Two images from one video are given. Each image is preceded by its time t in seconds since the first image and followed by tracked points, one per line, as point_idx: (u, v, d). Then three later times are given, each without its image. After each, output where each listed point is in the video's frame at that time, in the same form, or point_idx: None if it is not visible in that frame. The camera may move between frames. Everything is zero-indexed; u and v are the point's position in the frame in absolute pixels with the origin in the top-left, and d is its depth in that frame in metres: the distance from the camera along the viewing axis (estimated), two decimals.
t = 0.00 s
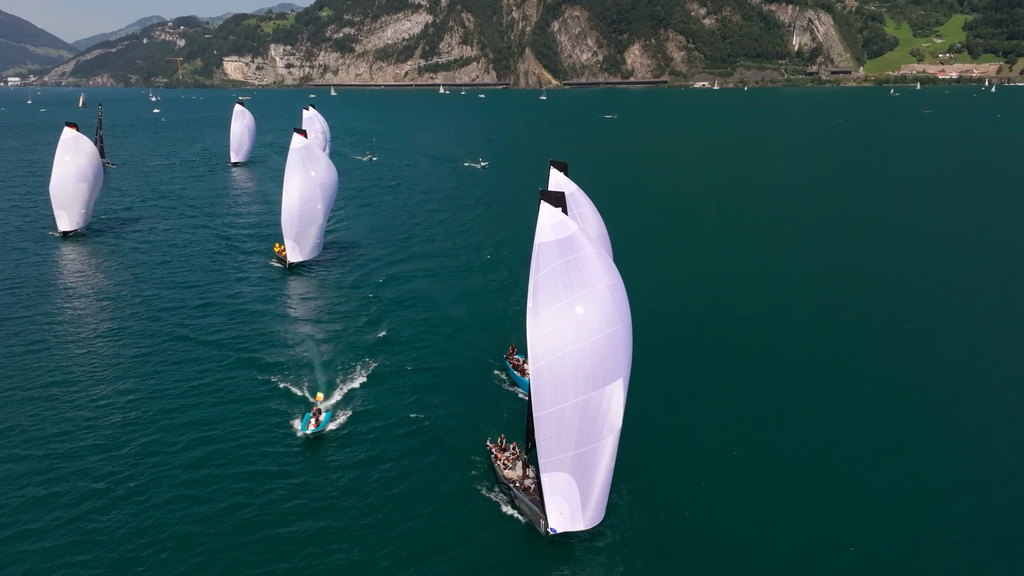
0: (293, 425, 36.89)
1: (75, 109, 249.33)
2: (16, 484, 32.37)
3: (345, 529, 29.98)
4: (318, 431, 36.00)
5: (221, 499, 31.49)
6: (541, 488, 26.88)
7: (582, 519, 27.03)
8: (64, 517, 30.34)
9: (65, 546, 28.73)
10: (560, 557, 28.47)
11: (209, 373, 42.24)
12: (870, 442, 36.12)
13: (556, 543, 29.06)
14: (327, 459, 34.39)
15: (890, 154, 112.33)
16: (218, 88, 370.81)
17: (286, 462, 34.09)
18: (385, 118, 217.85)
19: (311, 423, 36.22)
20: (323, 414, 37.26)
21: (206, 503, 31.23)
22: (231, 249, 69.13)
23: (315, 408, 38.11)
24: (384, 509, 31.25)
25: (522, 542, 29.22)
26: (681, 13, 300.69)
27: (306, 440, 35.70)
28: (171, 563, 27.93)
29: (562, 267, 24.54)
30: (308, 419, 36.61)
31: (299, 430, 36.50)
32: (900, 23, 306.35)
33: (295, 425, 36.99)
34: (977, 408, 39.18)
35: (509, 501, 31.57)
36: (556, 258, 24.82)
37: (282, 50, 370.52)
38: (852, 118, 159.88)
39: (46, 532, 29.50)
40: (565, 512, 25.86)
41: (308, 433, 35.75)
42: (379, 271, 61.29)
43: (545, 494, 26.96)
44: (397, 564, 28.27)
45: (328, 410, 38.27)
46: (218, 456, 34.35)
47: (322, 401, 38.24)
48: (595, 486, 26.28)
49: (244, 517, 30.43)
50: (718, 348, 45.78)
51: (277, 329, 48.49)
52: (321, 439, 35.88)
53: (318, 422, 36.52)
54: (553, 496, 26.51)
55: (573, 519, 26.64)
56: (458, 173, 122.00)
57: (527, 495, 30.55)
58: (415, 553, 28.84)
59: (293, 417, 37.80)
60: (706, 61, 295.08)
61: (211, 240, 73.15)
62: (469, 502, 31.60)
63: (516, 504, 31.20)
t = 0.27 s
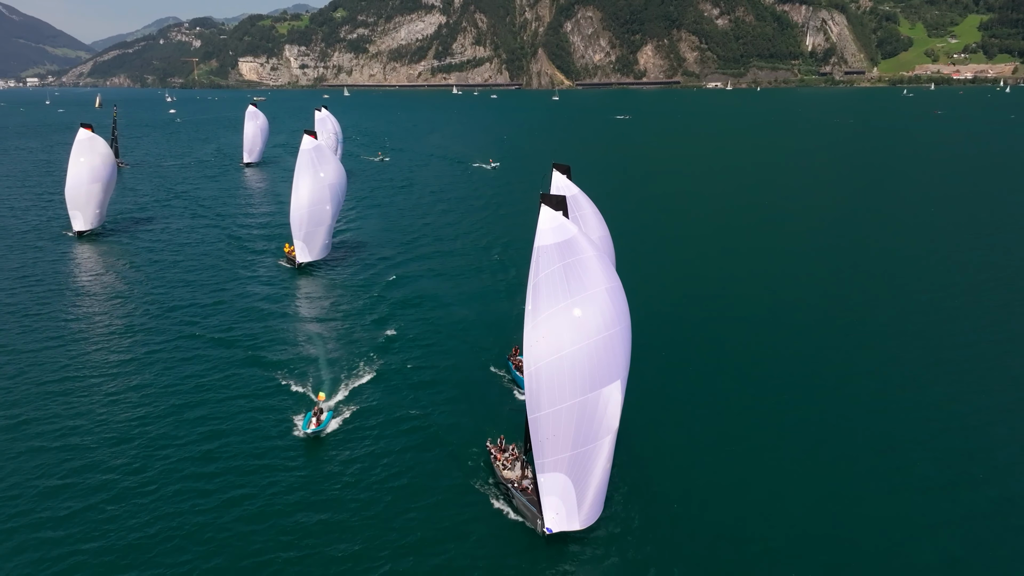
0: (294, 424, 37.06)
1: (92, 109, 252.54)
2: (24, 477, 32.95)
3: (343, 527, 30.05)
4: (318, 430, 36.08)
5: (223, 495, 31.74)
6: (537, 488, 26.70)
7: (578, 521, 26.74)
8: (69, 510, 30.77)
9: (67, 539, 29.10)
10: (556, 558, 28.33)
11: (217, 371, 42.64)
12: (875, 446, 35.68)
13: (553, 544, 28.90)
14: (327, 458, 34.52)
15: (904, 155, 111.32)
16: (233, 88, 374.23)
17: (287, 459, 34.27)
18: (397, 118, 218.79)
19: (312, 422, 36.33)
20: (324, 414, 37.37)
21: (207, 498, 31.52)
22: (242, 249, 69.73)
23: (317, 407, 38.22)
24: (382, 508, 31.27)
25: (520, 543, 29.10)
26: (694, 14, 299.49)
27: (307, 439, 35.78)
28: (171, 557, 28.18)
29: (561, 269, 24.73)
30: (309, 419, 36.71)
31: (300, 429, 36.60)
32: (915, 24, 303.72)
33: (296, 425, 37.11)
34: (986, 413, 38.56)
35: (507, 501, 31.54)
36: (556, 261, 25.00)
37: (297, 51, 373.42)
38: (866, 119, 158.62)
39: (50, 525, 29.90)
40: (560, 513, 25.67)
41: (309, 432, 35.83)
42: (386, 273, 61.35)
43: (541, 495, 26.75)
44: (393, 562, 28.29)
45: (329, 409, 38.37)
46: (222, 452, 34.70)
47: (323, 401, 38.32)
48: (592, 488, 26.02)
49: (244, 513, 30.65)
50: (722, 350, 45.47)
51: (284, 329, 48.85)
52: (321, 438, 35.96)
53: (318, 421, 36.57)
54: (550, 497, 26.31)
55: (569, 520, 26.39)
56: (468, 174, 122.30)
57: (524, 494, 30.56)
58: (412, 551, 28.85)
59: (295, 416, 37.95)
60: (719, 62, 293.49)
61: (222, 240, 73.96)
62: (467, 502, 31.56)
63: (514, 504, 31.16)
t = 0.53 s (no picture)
0: (295, 424, 37.13)
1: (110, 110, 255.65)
2: (33, 471, 33.45)
3: (341, 524, 30.10)
4: (318, 429, 36.07)
5: (224, 491, 31.95)
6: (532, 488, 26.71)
7: (573, 521, 26.80)
8: (74, 504, 31.14)
9: (70, 533, 29.44)
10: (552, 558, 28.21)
11: (224, 370, 43.03)
12: (878, 449, 35.21)
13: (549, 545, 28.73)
14: (327, 457, 34.55)
15: (918, 156, 110.23)
16: (248, 89, 377.42)
17: (288, 457, 34.39)
18: (410, 119, 219.63)
19: (312, 421, 36.33)
20: (325, 413, 37.38)
21: (209, 494, 31.76)
22: (251, 250, 70.26)
23: (317, 407, 38.25)
24: (382, 506, 31.30)
25: (515, 543, 28.99)
26: (707, 14, 298.18)
27: (307, 438, 35.82)
28: (170, 553, 28.37)
29: (560, 271, 24.82)
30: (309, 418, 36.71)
31: (300, 429, 36.63)
32: (930, 24, 300.79)
33: (297, 425, 37.13)
34: (994, 417, 37.91)
35: (505, 502, 31.35)
36: (555, 263, 25.08)
37: (311, 52, 375.92)
38: (880, 120, 157.17)
39: (55, 519, 30.26)
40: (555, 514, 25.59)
41: (309, 431, 35.82)
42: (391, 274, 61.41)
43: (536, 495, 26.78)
44: (388, 561, 28.24)
45: (330, 409, 38.40)
46: (225, 449, 34.99)
47: (323, 400, 38.33)
48: (586, 489, 26.09)
49: (244, 510, 30.80)
50: (727, 351, 45.11)
51: (291, 328, 49.19)
52: (320, 438, 35.95)
53: (318, 421, 36.51)
54: (545, 497, 26.34)
55: (564, 521, 26.46)
56: (478, 175, 122.50)
57: (521, 496, 30.16)
58: (409, 551, 28.82)
59: (296, 416, 38.03)
60: (732, 62, 292.07)
61: (234, 240, 74.71)
62: (466, 502, 31.50)
63: (512, 505, 30.96)
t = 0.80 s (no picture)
0: (294, 424, 37.27)
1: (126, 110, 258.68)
2: (39, 466, 33.93)
3: (338, 522, 30.18)
4: (316, 430, 36.13)
5: (225, 488, 32.17)
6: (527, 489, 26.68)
7: (567, 522, 26.78)
8: (78, 499, 31.56)
9: (73, 527, 29.81)
10: (546, 560, 28.07)
11: (229, 368, 43.45)
12: (880, 453, 34.81)
13: (544, 547, 28.54)
14: (326, 455, 34.66)
15: (931, 157, 109.24)
16: (263, 89, 380.59)
17: (287, 456, 34.54)
18: (422, 120, 220.44)
19: (310, 422, 36.40)
20: (324, 414, 37.46)
21: (209, 491, 31.99)
22: (260, 250, 70.78)
23: (316, 406, 38.37)
24: (379, 505, 31.34)
25: (511, 544, 28.89)
26: (720, 14, 296.92)
27: (305, 438, 35.94)
28: (170, 549, 28.60)
29: (557, 274, 24.90)
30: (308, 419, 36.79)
31: (298, 429, 36.72)
32: (944, 24, 298.05)
33: (295, 425, 37.21)
34: (1000, 422, 37.35)
35: (502, 504, 31.12)
36: (552, 265, 25.15)
37: (324, 52, 378.46)
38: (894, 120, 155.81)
39: (59, 513, 30.67)
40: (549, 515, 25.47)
41: (307, 432, 35.89)
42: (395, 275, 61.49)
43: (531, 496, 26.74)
44: (384, 559, 28.28)
45: (329, 409, 38.49)
46: (228, 447, 35.28)
47: (322, 401, 38.38)
48: (580, 490, 26.07)
49: (244, 506, 31.01)
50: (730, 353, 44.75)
51: (297, 327, 49.55)
52: (318, 438, 36.00)
53: (317, 421, 36.69)
54: (539, 498, 26.30)
55: (558, 522, 26.44)
56: (488, 175, 122.70)
57: (518, 497, 29.68)
58: (403, 550, 28.80)
59: (295, 415, 38.17)
60: (745, 62, 290.74)
61: (245, 240, 75.41)
62: (462, 502, 31.44)
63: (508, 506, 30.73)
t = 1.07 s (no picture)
0: (292, 423, 37.34)
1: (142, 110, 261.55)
2: (44, 461, 34.37)
3: (334, 521, 30.19)
4: (314, 430, 36.24)
5: (223, 486, 32.35)
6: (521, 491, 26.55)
7: (561, 525, 26.61)
8: (80, 494, 31.90)
9: (74, 522, 30.13)
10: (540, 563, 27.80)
11: (235, 367, 43.73)
12: (883, 458, 34.24)
13: (538, 550, 28.28)
14: (324, 455, 34.69)
15: (944, 159, 108.12)
16: (277, 89, 383.51)
17: (286, 455, 34.61)
18: (434, 121, 221.08)
19: (308, 422, 36.56)
20: (322, 414, 37.59)
21: (209, 488, 32.20)
22: (268, 250, 71.30)
23: (315, 407, 38.40)
24: (375, 505, 31.27)
25: (504, 546, 28.69)
26: (732, 15, 295.45)
27: (304, 438, 36.00)
28: (166, 544, 28.78)
29: (553, 278, 24.99)
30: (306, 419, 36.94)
31: (296, 429, 36.83)
32: (959, 24, 295.17)
33: (294, 425, 37.35)
34: (1007, 427, 36.64)
35: (497, 506, 31.05)
36: (548, 269, 25.25)
37: (338, 53, 380.78)
38: (908, 121, 154.33)
39: (61, 508, 31.02)
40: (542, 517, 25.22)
41: (305, 431, 36.01)
42: (399, 276, 61.47)
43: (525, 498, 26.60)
44: (377, 559, 28.22)
45: (328, 410, 38.53)
46: (228, 445, 35.51)
47: (321, 401, 38.47)
48: (575, 494, 25.90)
49: (241, 504, 31.15)
50: (732, 355, 44.35)
51: (302, 327, 49.78)
52: (316, 438, 36.08)
53: (316, 421, 36.81)
54: (533, 502, 26.17)
55: (551, 525, 26.27)
56: (497, 176, 122.76)
57: (513, 500, 29.77)
58: (397, 550, 28.74)
59: (295, 415, 38.21)
60: (757, 63, 289.33)
61: (254, 240, 76.10)
62: (458, 503, 31.30)
63: (503, 508, 30.67)
